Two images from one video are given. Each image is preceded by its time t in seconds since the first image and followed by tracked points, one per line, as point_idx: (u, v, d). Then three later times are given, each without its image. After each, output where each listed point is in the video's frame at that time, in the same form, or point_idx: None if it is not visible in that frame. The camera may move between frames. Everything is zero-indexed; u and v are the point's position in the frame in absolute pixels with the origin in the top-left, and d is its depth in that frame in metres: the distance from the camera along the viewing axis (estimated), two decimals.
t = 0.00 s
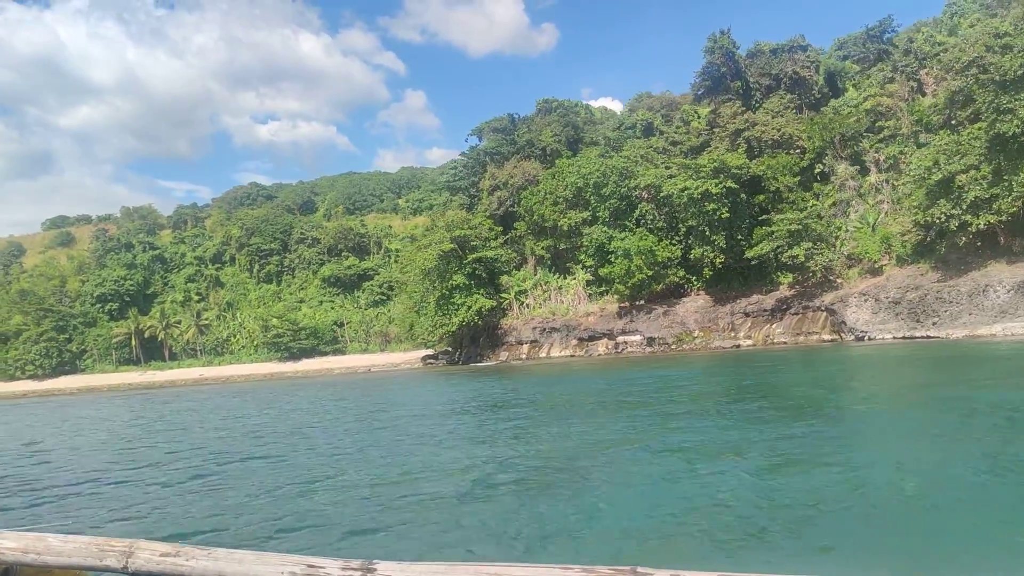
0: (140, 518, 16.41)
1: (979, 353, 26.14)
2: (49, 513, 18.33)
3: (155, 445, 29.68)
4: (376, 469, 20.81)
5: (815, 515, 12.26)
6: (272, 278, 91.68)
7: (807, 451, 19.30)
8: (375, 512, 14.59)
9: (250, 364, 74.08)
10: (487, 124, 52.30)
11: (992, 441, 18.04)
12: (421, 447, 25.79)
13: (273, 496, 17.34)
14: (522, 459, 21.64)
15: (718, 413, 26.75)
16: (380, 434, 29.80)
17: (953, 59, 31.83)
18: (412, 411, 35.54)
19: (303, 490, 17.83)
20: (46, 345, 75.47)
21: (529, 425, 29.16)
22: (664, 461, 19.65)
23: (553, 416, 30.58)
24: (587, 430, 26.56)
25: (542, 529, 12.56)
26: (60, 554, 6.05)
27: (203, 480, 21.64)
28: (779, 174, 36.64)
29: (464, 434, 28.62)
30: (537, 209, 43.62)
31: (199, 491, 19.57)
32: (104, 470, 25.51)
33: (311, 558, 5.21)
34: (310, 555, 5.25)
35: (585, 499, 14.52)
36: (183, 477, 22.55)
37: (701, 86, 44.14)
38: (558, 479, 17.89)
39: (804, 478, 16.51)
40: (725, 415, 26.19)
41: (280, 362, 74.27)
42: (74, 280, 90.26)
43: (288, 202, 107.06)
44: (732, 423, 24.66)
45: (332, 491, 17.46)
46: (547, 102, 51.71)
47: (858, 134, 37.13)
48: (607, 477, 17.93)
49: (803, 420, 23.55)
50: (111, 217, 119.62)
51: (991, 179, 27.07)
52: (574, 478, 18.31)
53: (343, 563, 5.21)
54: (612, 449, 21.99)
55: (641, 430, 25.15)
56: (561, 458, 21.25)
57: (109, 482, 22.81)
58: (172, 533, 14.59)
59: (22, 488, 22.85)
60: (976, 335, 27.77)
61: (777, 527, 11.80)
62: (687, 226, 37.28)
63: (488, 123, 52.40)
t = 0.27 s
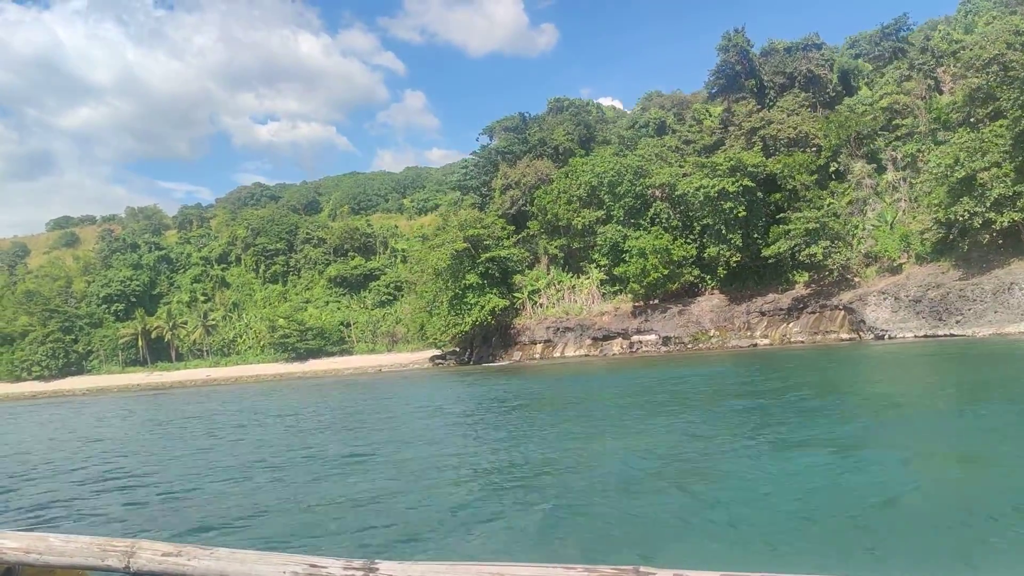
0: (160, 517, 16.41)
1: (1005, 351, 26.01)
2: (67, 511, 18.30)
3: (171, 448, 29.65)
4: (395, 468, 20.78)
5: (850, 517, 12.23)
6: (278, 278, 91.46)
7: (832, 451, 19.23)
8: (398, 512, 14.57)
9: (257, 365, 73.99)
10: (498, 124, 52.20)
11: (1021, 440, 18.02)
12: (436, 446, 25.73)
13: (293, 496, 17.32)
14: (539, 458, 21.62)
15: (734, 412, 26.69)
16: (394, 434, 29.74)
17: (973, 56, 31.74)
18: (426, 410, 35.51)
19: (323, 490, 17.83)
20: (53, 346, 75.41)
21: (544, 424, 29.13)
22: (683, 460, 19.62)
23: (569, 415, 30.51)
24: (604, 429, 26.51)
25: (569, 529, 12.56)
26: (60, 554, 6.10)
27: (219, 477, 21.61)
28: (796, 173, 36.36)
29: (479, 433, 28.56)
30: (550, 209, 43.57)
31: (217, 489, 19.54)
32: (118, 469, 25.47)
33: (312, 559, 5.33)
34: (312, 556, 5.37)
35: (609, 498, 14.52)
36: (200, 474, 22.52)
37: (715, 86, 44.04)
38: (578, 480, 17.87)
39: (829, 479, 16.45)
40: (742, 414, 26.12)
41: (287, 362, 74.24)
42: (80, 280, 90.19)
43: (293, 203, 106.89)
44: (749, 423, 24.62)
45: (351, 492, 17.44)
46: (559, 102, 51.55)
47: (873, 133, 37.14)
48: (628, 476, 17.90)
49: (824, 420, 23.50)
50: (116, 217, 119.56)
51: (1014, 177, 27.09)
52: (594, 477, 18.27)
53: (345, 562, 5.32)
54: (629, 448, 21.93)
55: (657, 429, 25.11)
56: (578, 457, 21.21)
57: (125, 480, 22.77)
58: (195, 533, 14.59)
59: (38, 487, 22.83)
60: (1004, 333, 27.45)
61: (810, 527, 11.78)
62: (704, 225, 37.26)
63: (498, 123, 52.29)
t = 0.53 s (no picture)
0: (185, 524, 16.41)
1: None
2: (89, 515, 18.29)
3: (185, 447, 29.72)
4: (414, 471, 20.79)
5: (887, 528, 12.37)
6: (283, 276, 91.34)
7: (853, 448, 19.29)
8: (426, 525, 14.63)
9: (262, 363, 73.94)
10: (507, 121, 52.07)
11: None
12: (451, 445, 25.74)
13: (316, 503, 17.33)
14: (557, 457, 21.64)
15: (750, 410, 26.69)
16: (408, 433, 29.75)
17: (991, 53, 31.64)
18: (440, 408, 35.49)
19: (345, 496, 17.85)
20: (58, 345, 75.35)
21: (557, 422, 29.12)
22: (703, 459, 19.68)
23: (583, 412, 30.49)
24: (620, 427, 26.51)
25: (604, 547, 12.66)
26: (66, 551, 6.65)
27: (237, 480, 21.60)
28: (811, 170, 36.25)
29: (495, 431, 28.53)
30: (562, 206, 43.49)
31: (238, 492, 19.54)
32: (134, 470, 25.46)
33: (312, 556, 5.73)
34: (314, 553, 5.75)
35: (636, 512, 14.61)
36: (217, 477, 22.51)
37: (727, 82, 43.94)
38: (601, 479, 17.94)
39: (851, 474, 16.52)
40: (757, 412, 26.14)
41: (293, 360, 74.26)
42: (84, 279, 90.09)
43: (297, 201, 106.69)
44: (765, 421, 24.65)
45: (374, 498, 17.49)
46: (569, 99, 51.32)
47: (887, 129, 37.12)
48: (650, 476, 17.96)
49: (841, 416, 23.54)
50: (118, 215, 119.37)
51: None
52: (616, 476, 18.32)
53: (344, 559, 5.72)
54: (647, 447, 21.98)
55: (673, 428, 25.14)
56: (597, 456, 21.23)
57: (142, 482, 22.75)
58: (224, 541, 14.68)
59: (55, 488, 22.82)
60: None
61: (848, 537, 11.85)
62: (718, 222, 37.27)
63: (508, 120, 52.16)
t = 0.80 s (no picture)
0: (209, 524, 16.31)
1: None
2: (111, 514, 18.19)
3: (200, 447, 29.63)
4: (435, 469, 20.73)
5: (931, 522, 12.41)
6: (287, 274, 91.21)
7: (878, 444, 19.28)
8: (457, 524, 14.62)
9: (269, 361, 73.87)
10: (517, 119, 51.97)
11: None
12: (469, 443, 25.68)
13: (340, 502, 17.25)
14: (577, 454, 21.58)
15: (767, 408, 26.66)
16: (424, 431, 29.69)
17: (1009, 49, 31.59)
18: (454, 405, 35.50)
19: (369, 495, 17.78)
20: (64, 342, 75.25)
21: (574, 420, 29.07)
22: (727, 456, 19.62)
23: (599, 410, 30.43)
24: (638, 424, 26.45)
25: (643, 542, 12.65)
26: (64, 550, 6.32)
27: (256, 478, 21.49)
28: (826, 167, 36.32)
29: (512, 429, 28.44)
30: (574, 203, 43.47)
31: (258, 491, 19.43)
32: (149, 468, 25.36)
33: (313, 553, 5.36)
34: (313, 550, 5.38)
35: (668, 509, 14.59)
36: (235, 475, 22.42)
37: (739, 79, 43.78)
38: (627, 476, 17.93)
39: (884, 470, 16.45)
40: (776, 410, 26.11)
41: (300, 358, 74.25)
42: (88, 277, 89.94)
43: (300, 199, 106.54)
44: (784, 418, 24.63)
45: (399, 497, 17.45)
46: (579, 96, 51.15)
47: (902, 126, 37.03)
48: (675, 472, 17.96)
49: (862, 413, 23.53)
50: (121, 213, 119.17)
51: None
52: (640, 472, 18.29)
53: (345, 555, 5.36)
54: (667, 444, 21.94)
55: (690, 425, 25.09)
56: (618, 453, 21.18)
57: (160, 480, 22.65)
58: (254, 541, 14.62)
59: (72, 486, 22.72)
60: None
61: (894, 537, 11.79)
62: (732, 218, 37.23)
63: (517, 118, 52.05)
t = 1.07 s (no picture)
0: (231, 524, 15.96)
1: None
2: (129, 514, 17.83)
3: (215, 446, 29.48)
4: (456, 469, 20.40)
5: (982, 521, 12.17)
6: (293, 273, 91.02)
7: (907, 442, 19.06)
8: (488, 524, 14.29)
9: (276, 359, 73.74)
10: (529, 116, 51.75)
11: None
12: (487, 442, 25.39)
13: (363, 502, 16.90)
14: (600, 453, 21.26)
15: (788, 406, 26.39)
16: (440, 430, 29.40)
17: None
18: (470, 404, 35.27)
19: (392, 495, 17.45)
20: (70, 341, 75.13)
21: (591, 417, 28.93)
22: (750, 454, 19.48)
23: (617, 408, 30.12)
24: (658, 422, 26.14)
25: (686, 542, 12.32)
26: (67, 552, 5.74)
27: (274, 477, 21.14)
28: (845, 164, 36.05)
29: (530, 427, 28.14)
30: (588, 200, 43.33)
31: (278, 491, 19.08)
32: (164, 467, 25.03)
33: (317, 554, 4.94)
34: (315, 550, 4.97)
35: (704, 508, 14.25)
36: (252, 475, 22.08)
37: (755, 75, 43.57)
38: (654, 475, 17.62)
39: (916, 467, 16.30)
40: (798, 407, 25.85)
41: (307, 357, 74.09)
42: (94, 275, 89.79)
43: (306, 198, 106.31)
44: (807, 416, 24.35)
45: (423, 496, 17.12)
46: (591, 93, 50.97)
47: (919, 123, 36.86)
48: (703, 471, 17.65)
49: (887, 412, 23.32)
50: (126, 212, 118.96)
51: None
52: (667, 471, 17.96)
53: (348, 556, 4.97)
54: (691, 444, 21.64)
55: (711, 424, 24.77)
56: (641, 452, 20.87)
57: (176, 480, 22.31)
58: (280, 539, 14.51)
59: (88, 486, 22.40)
60: None
61: (938, 538, 11.62)
62: (748, 215, 37.14)
63: (529, 114, 51.83)
